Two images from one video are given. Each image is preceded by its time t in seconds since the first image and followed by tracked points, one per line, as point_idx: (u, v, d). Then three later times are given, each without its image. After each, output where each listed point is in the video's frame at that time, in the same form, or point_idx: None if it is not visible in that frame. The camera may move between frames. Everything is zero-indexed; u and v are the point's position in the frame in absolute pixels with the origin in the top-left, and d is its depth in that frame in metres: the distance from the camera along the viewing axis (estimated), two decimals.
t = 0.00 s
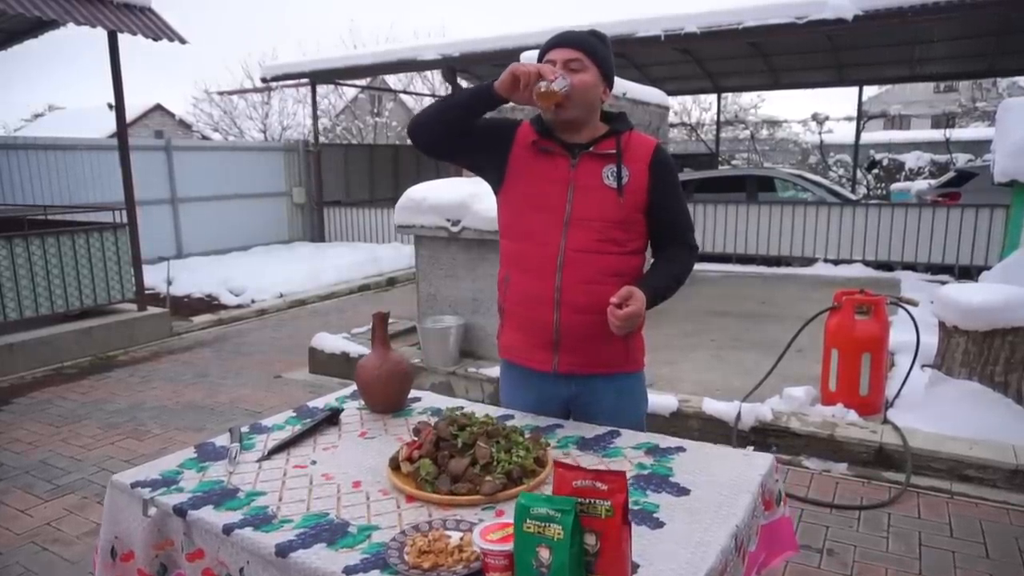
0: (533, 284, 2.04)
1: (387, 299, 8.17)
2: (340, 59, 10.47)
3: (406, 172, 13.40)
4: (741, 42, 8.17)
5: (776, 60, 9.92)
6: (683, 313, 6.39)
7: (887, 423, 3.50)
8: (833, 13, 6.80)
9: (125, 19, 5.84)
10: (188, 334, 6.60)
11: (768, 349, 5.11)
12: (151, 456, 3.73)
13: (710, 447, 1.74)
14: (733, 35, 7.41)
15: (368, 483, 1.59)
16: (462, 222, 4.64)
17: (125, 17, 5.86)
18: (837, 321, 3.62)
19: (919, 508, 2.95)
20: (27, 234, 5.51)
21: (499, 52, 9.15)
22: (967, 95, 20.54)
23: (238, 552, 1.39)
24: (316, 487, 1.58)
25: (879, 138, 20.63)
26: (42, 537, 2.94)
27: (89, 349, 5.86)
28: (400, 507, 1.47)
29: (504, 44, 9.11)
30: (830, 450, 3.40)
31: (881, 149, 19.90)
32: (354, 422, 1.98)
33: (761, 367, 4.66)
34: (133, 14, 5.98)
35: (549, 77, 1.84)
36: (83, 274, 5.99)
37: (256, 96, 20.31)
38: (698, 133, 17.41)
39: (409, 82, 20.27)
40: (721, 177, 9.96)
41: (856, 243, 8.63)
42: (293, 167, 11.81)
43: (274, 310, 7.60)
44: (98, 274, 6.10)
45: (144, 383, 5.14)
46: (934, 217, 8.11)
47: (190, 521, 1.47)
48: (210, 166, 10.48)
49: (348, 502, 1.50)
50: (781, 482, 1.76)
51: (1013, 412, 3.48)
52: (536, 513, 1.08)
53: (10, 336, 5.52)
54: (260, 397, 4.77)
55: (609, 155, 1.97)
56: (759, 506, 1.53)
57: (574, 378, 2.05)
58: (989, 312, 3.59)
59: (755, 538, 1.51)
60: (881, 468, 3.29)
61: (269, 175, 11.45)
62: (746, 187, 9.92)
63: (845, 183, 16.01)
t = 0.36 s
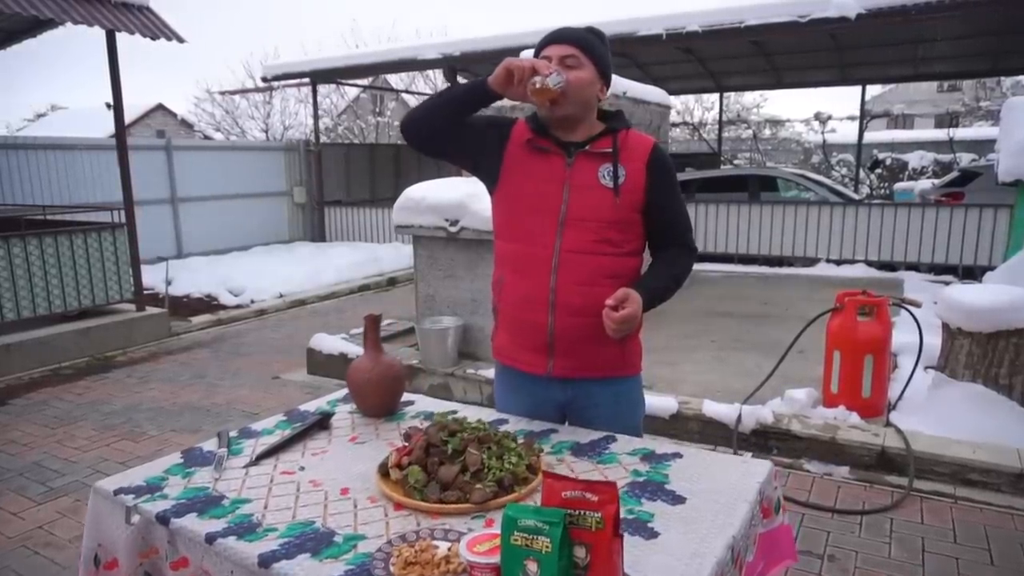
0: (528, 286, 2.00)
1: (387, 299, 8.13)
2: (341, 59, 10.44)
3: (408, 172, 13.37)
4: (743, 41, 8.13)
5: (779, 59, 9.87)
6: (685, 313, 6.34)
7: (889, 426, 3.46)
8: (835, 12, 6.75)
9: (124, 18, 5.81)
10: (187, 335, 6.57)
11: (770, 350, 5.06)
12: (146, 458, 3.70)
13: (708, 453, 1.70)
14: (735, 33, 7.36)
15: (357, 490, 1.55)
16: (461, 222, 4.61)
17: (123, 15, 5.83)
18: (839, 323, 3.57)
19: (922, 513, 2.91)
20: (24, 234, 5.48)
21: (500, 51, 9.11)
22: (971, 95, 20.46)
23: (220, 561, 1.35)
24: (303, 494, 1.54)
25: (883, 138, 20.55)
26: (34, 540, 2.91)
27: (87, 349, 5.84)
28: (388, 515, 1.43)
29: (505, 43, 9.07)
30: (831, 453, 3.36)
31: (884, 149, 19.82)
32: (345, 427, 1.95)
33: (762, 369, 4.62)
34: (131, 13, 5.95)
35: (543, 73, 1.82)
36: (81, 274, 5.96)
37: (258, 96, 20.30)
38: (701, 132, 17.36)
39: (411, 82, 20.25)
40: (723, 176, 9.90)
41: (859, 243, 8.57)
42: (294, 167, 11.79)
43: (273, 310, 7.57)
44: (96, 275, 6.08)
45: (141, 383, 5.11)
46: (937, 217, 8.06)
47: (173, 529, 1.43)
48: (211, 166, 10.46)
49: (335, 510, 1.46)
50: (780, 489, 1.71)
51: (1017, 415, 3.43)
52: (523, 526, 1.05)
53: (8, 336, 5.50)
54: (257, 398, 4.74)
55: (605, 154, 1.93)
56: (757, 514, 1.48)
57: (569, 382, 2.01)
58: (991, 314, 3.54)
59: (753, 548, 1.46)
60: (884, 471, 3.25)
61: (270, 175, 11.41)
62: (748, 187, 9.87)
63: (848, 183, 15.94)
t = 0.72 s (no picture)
0: (520, 289, 1.96)
1: (387, 299, 8.10)
2: (342, 59, 10.42)
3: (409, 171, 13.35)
4: (745, 40, 8.08)
5: (781, 59, 9.82)
6: (686, 314, 6.30)
7: (891, 429, 3.41)
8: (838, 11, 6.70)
9: (122, 18, 5.79)
10: (186, 335, 6.55)
11: (771, 351, 5.02)
12: (140, 461, 3.67)
13: (702, 460, 1.67)
14: (737, 32, 7.31)
15: (341, 498, 1.52)
16: (458, 222, 4.58)
17: (121, 15, 5.80)
18: (840, 325, 3.53)
19: (923, 519, 2.87)
20: (22, 234, 5.47)
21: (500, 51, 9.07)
22: (976, 94, 20.36)
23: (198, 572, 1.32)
24: (286, 502, 1.51)
25: (887, 138, 20.47)
26: (25, 544, 2.89)
27: (85, 350, 5.82)
28: (372, 525, 1.40)
29: (506, 43, 9.04)
30: (832, 457, 3.31)
31: (888, 149, 19.72)
32: (334, 432, 1.91)
33: (762, 370, 4.57)
34: (129, 13, 5.92)
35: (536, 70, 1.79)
36: (80, 274, 5.95)
37: (260, 96, 20.29)
38: (703, 132, 17.29)
39: (414, 82, 20.22)
40: (726, 177, 9.85)
41: (862, 243, 8.51)
42: (296, 167, 11.77)
43: (273, 310, 7.55)
44: (95, 275, 6.06)
45: (138, 385, 5.09)
46: (941, 217, 8.00)
47: (152, 539, 1.40)
48: (212, 166, 10.45)
49: (317, 520, 1.43)
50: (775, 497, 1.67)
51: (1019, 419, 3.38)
52: (504, 539, 1.02)
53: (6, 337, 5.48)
54: (254, 399, 4.71)
55: (599, 155, 1.89)
56: (751, 524, 1.45)
57: (561, 387, 1.98)
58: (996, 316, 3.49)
59: (747, 560, 1.43)
60: (885, 476, 3.21)
61: (271, 175, 11.39)
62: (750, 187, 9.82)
63: (851, 182, 15.87)
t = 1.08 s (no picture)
0: (515, 293, 1.92)
1: (391, 300, 8.08)
2: (348, 59, 10.41)
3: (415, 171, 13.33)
4: (752, 39, 8.01)
5: (790, 58, 9.74)
6: (691, 316, 6.25)
7: (897, 434, 3.36)
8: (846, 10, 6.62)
9: (126, 18, 5.79)
10: (190, 336, 6.55)
11: (776, 354, 4.97)
12: (140, 463, 3.66)
13: (698, 470, 1.63)
14: (744, 31, 7.24)
15: (328, 508, 1.48)
16: (460, 224, 4.54)
17: (125, 16, 5.80)
18: (846, 328, 3.48)
19: (929, 527, 2.81)
20: (26, 235, 5.47)
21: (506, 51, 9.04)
22: (988, 93, 20.15)
23: None
24: (272, 511, 1.48)
25: (897, 137, 20.29)
26: (21, 547, 2.88)
27: (89, 350, 5.82)
28: (357, 536, 1.37)
29: (511, 43, 9.00)
30: (837, 462, 3.26)
31: (898, 148, 19.55)
32: (325, 438, 1.88)
33: (768, 374, 4.51)
34: (133, 13, 5.92)
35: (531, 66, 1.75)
36: (84, 274, 5.96)
37: (268, 95, 20.33)
38: (711, 131, 17.20)
39: (421, 82, 20.21)
40: (733, 177, 9.78)
41: (871, 244, 8.43)
42: (302, 167, 11.77)
43: (277, 310, 7.54)
44: (99, 275, 6.06)
45: (141, 385, 5.09)
46: (950, 218, 7.92)
47: (133, 549, 1.37)
48: (218, 166, 10.45)
49: (302, 530, 1.40)
50: (774, 508, 1.63)
51: None
52: (485, 556, 0.98)
53: (10, 336, 5.49)
54: (256, 401, 4.69)
55: (596, 156, 1.85)
56: (746, 537, 1.41)
57: (557, 394, 1.94)
58: (1005, 321, 3.44)
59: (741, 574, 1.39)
60: (891, 482, 3.15)
61: (277, 175, 11.39)
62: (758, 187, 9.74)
63: (861, 183, 15.74)
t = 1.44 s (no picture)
0: (519, 298, 1.88)
1: (403, 300, 8.07)
2: (363, 59, 10.42)
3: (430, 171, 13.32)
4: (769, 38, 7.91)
5: (807, 57, 9.61)
6: (706, 319, 6.17)
7: (914, 442, 3.28)
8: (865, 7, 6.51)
9: (141, 20, 5.82)
10: (203, 335, 6.57)
11: (791, 358, 4.89)
12: (149, 463, 3.67)
13: (705, 482, 1.59)
14: (760, 30, 7.16)
15: (325, 517, 1.46)
16: (471, 225, 4.52)
17: (139, 17, 5.84)
18: (862, 333, 3.41)
19: (948, 538, 2.74)
20: (42, 235, 5.52)
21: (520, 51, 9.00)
22: (1012, 91, 19.80)
23: None
24: (268, 521, 1.46)
25: (918, 137, 19.99)
26: (30, 547, 2.88)
27: (104, 350, 5.86)
28: (352, 548, 1.34)
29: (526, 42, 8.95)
30: (852, 470, 3.19)
31: (919, 148, 19.26)
32: (325, 445, 1.86)
33: (782, 378, 4.44)
34: (147, 15, 5.96)
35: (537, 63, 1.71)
36: (99, 274, 6.00)
37: (285, 96, 20.45)
38: (728, 131, 17.05)
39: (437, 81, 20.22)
40: (749, 177, 9.68)
41: (890, 245, 8.29)
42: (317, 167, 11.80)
43: (290, 310, 7.56)
44: (114, 275, 6.10)
45: (153, 385, 5.11)
46: (972, 219, 7.77)
47: (127, 557, 1.35)
48: (233, 166, 10.51)
49: (297, 541, 1.37)
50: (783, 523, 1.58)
51: None
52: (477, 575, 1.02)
53: (26, 335, 5.54)
54: (266, 402, 4.69)
55: (602, 159, 1.81)
56: (753, 554, 1.36)
57: (561, 401, 1.90)
58: None
59: None
60: (908, 491, 3.07)
61: (292, 175, 11.44)
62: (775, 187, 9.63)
63: (880, 183, 15.52)
